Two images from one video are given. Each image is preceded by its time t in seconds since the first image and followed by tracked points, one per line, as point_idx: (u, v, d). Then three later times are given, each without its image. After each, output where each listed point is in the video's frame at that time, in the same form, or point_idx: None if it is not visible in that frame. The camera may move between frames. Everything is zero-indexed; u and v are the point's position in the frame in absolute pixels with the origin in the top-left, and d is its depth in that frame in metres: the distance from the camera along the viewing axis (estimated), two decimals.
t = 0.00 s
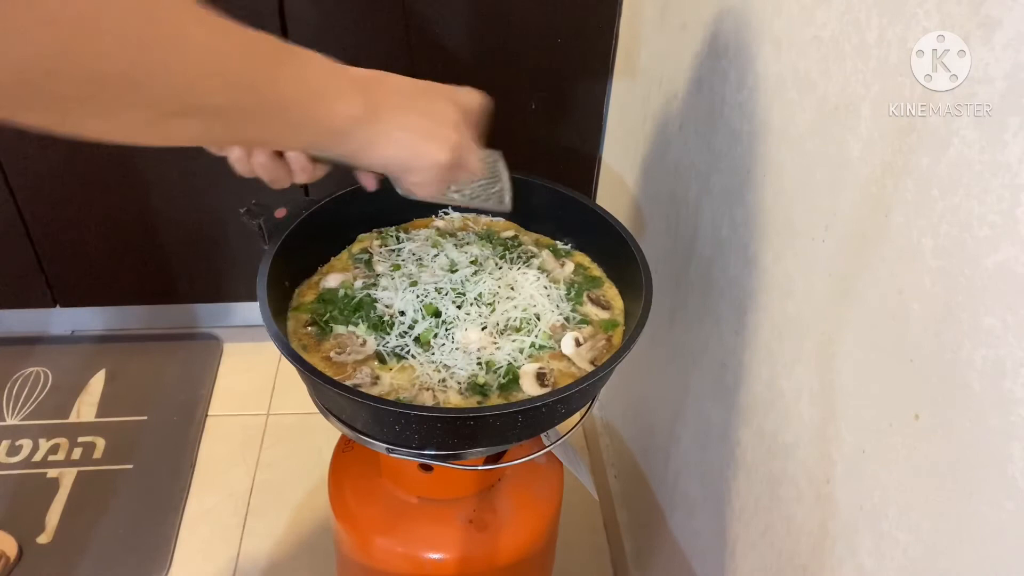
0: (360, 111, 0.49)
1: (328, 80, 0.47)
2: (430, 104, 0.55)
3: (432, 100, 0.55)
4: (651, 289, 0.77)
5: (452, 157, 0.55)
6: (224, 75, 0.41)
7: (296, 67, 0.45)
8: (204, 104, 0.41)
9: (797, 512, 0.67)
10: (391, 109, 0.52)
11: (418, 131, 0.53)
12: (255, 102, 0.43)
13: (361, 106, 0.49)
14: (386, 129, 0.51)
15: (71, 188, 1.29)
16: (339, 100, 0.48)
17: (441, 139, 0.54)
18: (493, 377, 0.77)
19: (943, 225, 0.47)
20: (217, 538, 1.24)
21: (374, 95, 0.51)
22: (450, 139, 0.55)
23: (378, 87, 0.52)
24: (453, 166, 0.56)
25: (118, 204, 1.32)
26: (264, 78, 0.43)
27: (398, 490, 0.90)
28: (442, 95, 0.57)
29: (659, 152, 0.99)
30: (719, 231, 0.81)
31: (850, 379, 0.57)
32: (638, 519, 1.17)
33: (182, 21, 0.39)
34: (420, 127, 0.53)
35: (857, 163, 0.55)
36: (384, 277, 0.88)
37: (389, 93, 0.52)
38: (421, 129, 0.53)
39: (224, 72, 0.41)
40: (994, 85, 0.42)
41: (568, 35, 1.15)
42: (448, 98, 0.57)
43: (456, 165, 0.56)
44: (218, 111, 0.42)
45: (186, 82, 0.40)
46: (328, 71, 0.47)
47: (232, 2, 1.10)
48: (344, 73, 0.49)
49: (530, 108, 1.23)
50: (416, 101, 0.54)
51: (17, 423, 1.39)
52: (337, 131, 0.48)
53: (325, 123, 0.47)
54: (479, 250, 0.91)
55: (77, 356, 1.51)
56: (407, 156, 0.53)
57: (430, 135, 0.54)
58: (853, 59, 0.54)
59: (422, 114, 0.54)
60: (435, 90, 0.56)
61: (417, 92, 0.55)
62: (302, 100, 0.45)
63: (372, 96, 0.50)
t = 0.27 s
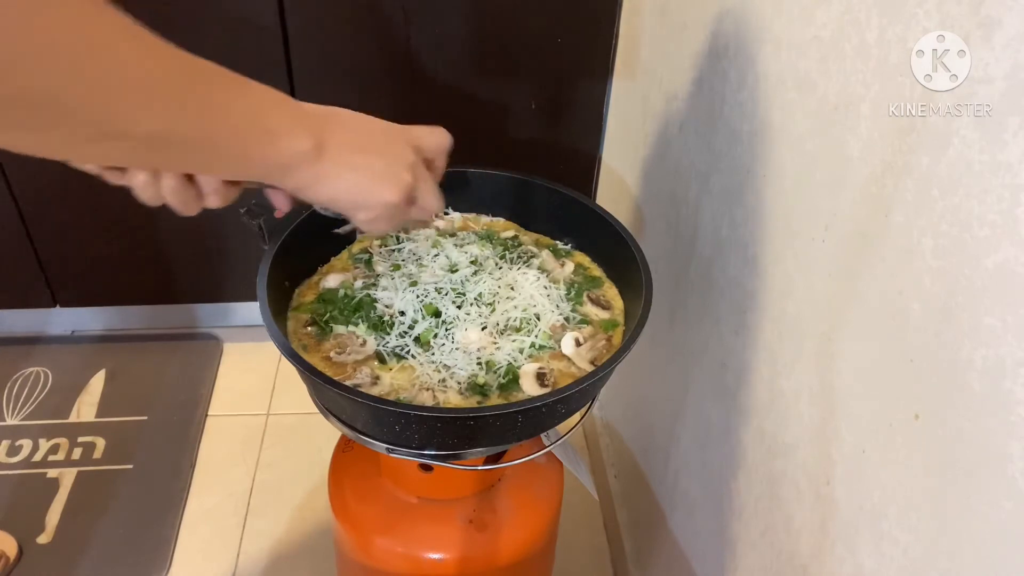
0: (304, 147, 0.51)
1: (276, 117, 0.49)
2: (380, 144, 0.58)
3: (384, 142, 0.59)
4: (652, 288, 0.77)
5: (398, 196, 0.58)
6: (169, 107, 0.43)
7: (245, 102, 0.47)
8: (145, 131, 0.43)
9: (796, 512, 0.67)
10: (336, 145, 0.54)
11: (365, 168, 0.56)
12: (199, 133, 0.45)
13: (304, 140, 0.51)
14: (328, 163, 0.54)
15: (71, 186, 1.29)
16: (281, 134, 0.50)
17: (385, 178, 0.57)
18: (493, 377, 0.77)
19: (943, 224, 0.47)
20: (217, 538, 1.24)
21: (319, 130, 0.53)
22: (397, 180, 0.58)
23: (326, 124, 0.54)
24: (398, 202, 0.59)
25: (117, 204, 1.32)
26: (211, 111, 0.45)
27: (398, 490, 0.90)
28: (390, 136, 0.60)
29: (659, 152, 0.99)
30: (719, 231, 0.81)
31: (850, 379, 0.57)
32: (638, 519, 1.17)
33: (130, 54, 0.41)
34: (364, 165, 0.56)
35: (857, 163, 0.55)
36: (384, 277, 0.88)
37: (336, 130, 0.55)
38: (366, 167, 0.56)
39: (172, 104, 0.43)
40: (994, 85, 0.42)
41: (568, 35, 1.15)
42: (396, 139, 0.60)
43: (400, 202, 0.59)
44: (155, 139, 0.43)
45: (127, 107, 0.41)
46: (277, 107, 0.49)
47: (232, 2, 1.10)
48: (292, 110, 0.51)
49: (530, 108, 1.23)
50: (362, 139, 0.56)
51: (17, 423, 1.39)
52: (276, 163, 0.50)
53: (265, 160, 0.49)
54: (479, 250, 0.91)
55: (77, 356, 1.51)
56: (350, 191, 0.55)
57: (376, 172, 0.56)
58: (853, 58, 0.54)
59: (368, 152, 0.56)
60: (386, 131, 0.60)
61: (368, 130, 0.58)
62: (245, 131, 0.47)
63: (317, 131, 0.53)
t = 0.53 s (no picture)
0: (312, 191, 0.39)
1: (286, 153, 0.38)
2: (406, 195, 0.44)
3: (411, 189, 0.44)
4: (651, 288, 0.77)
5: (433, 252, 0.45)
6: (136, 139, 0.33)
7: (240, 132, 0.36)
8: (82, 164, 0.33)
9: (797, 512, 0.67)
10: (354, 189, 0.42)
11: (384, 216, 0.43)
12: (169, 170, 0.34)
13: (314, 185, 0.39)
14: (342, 210, 0.41)
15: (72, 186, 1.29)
16: (287, 178, 0.38)
17: (411, 237, 0.44)
18: (493, 377, 0.77)
19: (943, 224, 0.47)
20: (217, 538, 1.24)
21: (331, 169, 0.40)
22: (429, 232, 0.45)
23: (350, 166, 0.42)
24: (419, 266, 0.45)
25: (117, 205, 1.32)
26: (188, 146, 0.35)
27: (398, 489, 0.90)
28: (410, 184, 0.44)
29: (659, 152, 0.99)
30: (720, 231, 0.81)
31: (850, 379, 0.57)
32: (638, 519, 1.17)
33: (70, 63, 0.31)
34: (387, 210, 0.43)
35: (857, 163, 0.55)
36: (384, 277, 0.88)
37: (348, 170, 0.42)
38: (389, 215, 0.43)
39: (135, 133, 0.33)
40: (994, 85, 0.42)
41: (568, 35, 1.15)
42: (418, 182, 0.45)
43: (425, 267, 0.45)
44: (110, 177, 0.34)
45: (64, 139, 0.32)
46: (290, 146, 0.38)
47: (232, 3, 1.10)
48: (313, 150, 0.40)
49: (530, 108, 1.23)
50: (366, 172, 0.42)
51: (17, 423, 1.39)
52: (278, 211, 0.39)
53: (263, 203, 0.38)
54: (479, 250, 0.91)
55: (77, 356, 1.51)
56: (365, 247, 0.42)
57: (391, 227, 0.43)
58: (853, 58, 0.54)
59: (378, 200, 0.42)
60: (414, 176, 0.45)
61: (384, 174, 0.43)
62: (229, 171, 0.36)
63: (332, 172, 0.41)
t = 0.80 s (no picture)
0: (189, 135, 0.46)
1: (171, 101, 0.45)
2: (298, 148, 0.49)
3: (307, 149, 0.49)
4: (651, 288, 0.77)
5: (320, 206, 0.51)
6: (27, 80, 0.42)
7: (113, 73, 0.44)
8: (31, 124, 0.43)
9: (797, 512, 0.67)
10: (237, 138, 0.47)
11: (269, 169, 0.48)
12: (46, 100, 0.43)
13: (191, 131, 0.46)
14: (223, 157, 0.47)
15: (75, 186, 1.29)
16: (160, 119, 0.45)
17: (293, 191, 0.49)
18: (493, 377, 0.77)
19: (943, 224, 0.47)
20: (217, 538, 1.24)
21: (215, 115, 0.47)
22: (320, 187, 0.50)
23: (239, 114, 0.47)
24: (307, 219, 0.51)
25: (118, 204, 1.32)
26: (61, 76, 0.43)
27: (398, 490, 0.90)
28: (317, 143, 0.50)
29: (659, 152, 0.99)
30: (719, 231, 0.81)
31: (849, 379, 0.57)
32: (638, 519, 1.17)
33: (58, 48, 0.43)
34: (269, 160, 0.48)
35: (857, 163, 0.55)
36: (384, 277, 0.88)
37: (239, 115, 0.47)
38: (278, 164, 0.48)
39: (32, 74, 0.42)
40: (994, 85, 0.42)
41: (568, 35, 1.15)
42: (322, 142, 0.51)
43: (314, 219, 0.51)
44: (14, 113, 0.43)
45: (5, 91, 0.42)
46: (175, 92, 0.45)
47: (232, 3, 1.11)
48: (198, 91, 0.46)
49: (530, 108, 1.23)
50: (265, 121, 0.48)
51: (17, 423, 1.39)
52: (156, 148, 0.46)
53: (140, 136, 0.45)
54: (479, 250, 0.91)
55: (77, 356, 1.51)
56: (250, 189, 0.49)
57: (271, 179, 0.49)
58: (853, 59, 0.54)
59: (266, 151, 0.48)
60: (319, 129, 0.51)
61: (275, 123, 0.49)
62: (107, 111, 0.44)
63: (215, 122, 0.47)
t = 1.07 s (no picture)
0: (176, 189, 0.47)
1: (177, 153, 0.47)
2: (264, 232, 0.48)
3: (277, 241, 0.48)
4: (651, 288, 0.77)
5: (259, 296, 0.49)
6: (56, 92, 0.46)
7: (132, 112, 0.46)
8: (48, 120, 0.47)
9: (796, 512, 0.67)
10: (215, 203, 0.48)
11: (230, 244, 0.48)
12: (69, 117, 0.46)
13: (173, 181, 0.47)
14: (200, 213, 0.48)
15: (76, 185, 1.29)
16: (154, 162, 0.47)
17: (245, 277, 0.49)
18: (493, 377, 0.77)
19: (943, 224, 0.47)
20: (217, 538, 1.24)
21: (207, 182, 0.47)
22: (264, 277, 0.48)
23: (235, 186, 0.48)
24: (258, 302, 0.50)
25: (117, 204, 1.32)
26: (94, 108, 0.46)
27: (398, 490, 0.90)
28: (285, 241, 0.48)
29: (659, 152, 0.99)
30: (719, 231, 0.81)
31: (849, 379, 0.57)
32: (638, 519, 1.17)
33: (92, 80, 0.46)
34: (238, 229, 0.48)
35: (857, 163, 0.55)
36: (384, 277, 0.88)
37: (225, 185, 0.48)
38: (243, 235, 0.48)
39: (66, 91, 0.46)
40: (994, 85, 0.42)
41: (568, 35, 1.15)
42: (288, 239, 0.48)
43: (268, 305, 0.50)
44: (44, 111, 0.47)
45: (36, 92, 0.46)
46: (182, 151, 0.47)
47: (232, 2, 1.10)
48: (206, 155, 0.47)
49: (530, 108, 1.23)
50: (252, 206, 0.48)
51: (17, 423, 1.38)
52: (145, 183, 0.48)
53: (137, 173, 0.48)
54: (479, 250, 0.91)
55: (77, 356, 1.51)
56: (214, 252, 0.48)
57: (229, 255, 0.48)
58: (853, 59, 0.54)
59: (233, 228, 0.48)
60: (302, 235, 0.49)
61: (255, 212, 0.48)
62: (113, 141, 0.47)
63: (199, 183, 0.47)
